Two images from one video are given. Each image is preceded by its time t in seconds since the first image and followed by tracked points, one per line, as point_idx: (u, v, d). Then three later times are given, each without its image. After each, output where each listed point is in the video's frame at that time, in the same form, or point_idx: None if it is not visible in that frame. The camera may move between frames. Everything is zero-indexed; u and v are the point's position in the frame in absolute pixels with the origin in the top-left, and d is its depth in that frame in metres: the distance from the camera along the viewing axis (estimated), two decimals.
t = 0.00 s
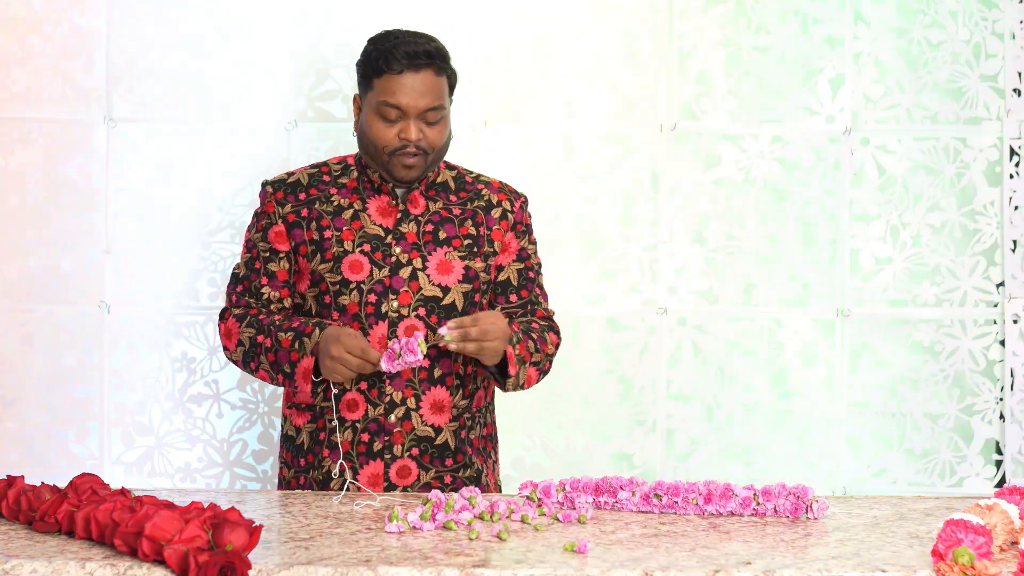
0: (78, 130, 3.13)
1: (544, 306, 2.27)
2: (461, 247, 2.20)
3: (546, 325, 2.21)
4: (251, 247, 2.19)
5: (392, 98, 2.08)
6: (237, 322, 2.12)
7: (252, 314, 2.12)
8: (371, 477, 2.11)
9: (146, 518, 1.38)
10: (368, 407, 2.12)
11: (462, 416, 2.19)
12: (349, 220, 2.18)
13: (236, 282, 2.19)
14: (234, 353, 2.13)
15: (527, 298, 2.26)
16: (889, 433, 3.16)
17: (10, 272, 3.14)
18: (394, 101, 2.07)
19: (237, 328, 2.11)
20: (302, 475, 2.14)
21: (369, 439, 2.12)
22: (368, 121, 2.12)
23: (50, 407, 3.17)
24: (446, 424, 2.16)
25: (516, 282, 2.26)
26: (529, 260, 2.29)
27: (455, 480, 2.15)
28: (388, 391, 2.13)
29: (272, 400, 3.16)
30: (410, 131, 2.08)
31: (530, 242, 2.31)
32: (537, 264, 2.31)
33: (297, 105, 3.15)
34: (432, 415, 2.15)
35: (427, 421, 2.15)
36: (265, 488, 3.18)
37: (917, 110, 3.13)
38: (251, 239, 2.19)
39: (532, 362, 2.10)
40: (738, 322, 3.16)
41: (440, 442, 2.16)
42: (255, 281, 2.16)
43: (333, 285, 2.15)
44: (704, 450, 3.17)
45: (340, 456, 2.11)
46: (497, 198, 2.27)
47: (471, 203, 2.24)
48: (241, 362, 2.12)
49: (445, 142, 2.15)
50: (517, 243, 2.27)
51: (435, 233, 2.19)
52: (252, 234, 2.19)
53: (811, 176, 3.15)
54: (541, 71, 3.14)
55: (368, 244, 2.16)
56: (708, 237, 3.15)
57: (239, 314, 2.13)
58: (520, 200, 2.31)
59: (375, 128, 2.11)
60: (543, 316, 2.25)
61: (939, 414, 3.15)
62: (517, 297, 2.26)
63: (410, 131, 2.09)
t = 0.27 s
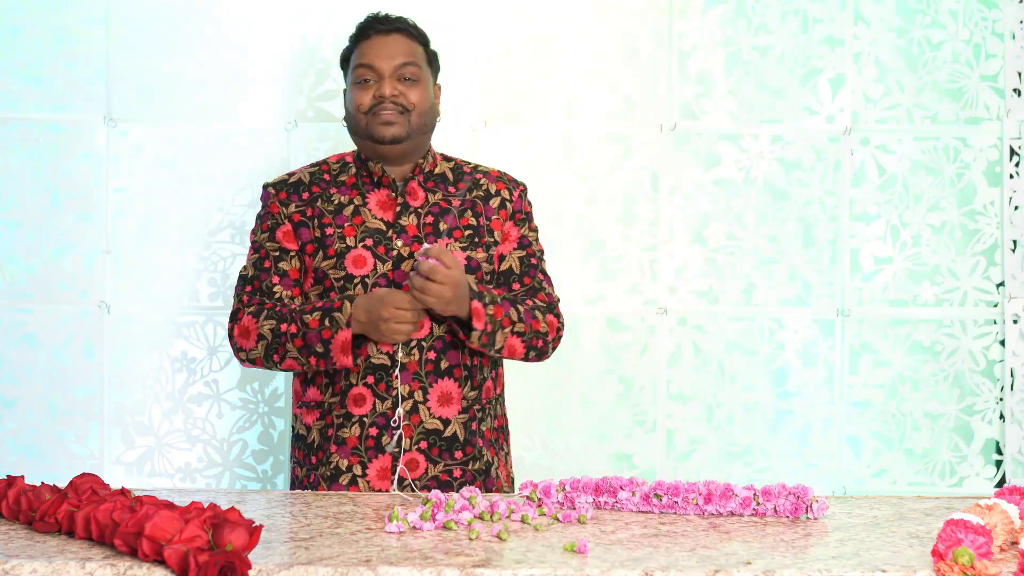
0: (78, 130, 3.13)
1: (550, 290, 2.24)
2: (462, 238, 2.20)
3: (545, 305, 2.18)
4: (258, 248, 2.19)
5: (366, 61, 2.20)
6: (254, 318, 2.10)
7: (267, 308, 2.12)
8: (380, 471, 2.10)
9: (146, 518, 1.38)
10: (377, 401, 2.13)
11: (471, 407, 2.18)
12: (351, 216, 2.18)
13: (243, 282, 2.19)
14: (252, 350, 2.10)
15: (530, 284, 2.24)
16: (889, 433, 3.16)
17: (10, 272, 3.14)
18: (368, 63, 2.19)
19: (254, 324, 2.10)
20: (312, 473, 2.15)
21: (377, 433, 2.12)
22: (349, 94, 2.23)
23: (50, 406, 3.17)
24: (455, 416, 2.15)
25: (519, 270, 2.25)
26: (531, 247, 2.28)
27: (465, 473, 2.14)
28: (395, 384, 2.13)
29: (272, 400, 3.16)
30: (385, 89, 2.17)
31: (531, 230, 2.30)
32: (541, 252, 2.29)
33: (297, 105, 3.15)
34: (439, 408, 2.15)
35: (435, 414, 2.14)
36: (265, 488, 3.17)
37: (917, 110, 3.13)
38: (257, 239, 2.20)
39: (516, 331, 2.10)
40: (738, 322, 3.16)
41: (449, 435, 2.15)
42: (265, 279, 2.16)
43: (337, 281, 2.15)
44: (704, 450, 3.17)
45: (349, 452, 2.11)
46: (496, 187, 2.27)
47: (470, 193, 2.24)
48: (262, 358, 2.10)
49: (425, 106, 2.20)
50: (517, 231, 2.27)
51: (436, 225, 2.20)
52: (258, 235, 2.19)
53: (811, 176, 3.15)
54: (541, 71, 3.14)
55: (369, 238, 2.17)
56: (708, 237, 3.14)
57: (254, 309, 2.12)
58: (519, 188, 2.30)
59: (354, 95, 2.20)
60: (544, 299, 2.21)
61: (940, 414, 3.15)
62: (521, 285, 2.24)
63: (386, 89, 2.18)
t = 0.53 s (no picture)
0: (79, 130, 3.13)
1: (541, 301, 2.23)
2: (456, 243, 2.21)
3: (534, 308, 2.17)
4: (256, 232, 2.24)
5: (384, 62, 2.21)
6: (229, 295, 2.13)
7: (245, 286, 2.13)
8: (361, 468, 2.12)
9: (146, 518, 1.38)
10: (358, 398, 2.13)
11: (453, 411, 2.18)
12: (350, 212, 2.21)
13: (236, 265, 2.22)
14: (225, 326, 2.13)
15: (517, 291, 2.23)
16: (889, 433, 3.16)
17: (10, 272, 3.14)
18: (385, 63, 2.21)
19: (228, 300, 2.12)
20: (295, 467, 2.14)
21: (359, 430, 2.12)
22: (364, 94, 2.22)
23: (50, 406, 3.17)
24: (436, 419, 2.16)
25: (509, 277, 2.25)
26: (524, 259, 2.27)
27: (447, 476, 2.14)
28: (377, 382, 2.14)
29: (272, 400, 3.17)
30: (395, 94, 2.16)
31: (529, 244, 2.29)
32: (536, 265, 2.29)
33: (298, 105, 3.15)
34: (422, 410, 2.15)
35: (417, 415, 2.14)
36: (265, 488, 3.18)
37: (917, 110, 3.13)
38: (257, 224, 2.24)
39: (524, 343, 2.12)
40: (738, 322, 3.17)
41: (432, 436, 2.16)
42: (254, 263, 2.21)
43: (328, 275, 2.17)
44: (704, 450, 3.17)
45: (332, 447, 2.12)
46: (498, 200, 2.27)
47: (471, 202, 2.25)
48: (233, 335, 2.12)
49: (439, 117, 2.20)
50: (512, 242, 2.27)
51: (432, 228, 2.21)
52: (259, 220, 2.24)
53: (811, 176, 3.15)
54: (541, 72, 3.14)
55: (365, 235, 2.19)
56: (708, 237, 3.15)
57: (233, 286, 2.14)
58: (523, 204, 2.30)
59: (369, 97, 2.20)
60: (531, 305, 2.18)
61: (939, 414, 3.15)
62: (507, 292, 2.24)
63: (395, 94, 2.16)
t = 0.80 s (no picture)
0: (78, 130, 3.13)
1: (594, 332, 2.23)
2: (501, 266, 2.18)
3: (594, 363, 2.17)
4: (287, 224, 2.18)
5: (490, 109, 2.01)
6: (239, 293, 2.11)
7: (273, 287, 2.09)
8: (385, 481, 2.11)
9: (146, 519, 1.38)
10: (389, 412, 2.12)
11: (482, 431, 2.18)
12: (392, 219, 2.16)
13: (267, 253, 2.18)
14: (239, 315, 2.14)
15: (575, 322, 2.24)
16: (889, 433, 3.16)
17: (10, 272, 3.14)
18: (492, 111, 2.01)
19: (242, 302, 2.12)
20: (318, 467, 2.14)
21: (387, 442, 2.12)
22: (458, 127, 2.04)
23: (50, 407, 3.17)
24: (465, 439, 2.16)
25: (565, 309, 2.25)
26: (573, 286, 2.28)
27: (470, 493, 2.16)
28: (410, 399, 2.12)
29: (272, 400, 3.17)
30: (504, 145, 2.03)
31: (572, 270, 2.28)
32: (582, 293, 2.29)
33: (297, 105, 3.15)
34: (452, 429, 2.15)
35: (446, 434, 2.14)
36: (265, 488, 3.18)
37: (917, 110, 3.13)
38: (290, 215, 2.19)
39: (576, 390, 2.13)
40: (738, 322, 3.17)
41: (457, 455, 2.15)
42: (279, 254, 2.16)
43: (368, 285, 2.15)
44: (704, 450, 3.17)
45: (359, 456, 2.12)
46: (546, 222, 2.24)
47: (518, 223, 2.21)
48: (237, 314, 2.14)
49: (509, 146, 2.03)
50: (560, 268, 2.25)
51: (478, 247, 2.18)
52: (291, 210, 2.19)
53: (811, 177, 3.15)
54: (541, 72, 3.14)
55: (408, 249, 2.16)
56: (708, 237, 3.15)
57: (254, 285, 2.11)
58: (567, 225, 2.27)
59: (465, 135, 2.04)
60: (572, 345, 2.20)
61: (939, 414, 3.16)
62: (566, 323, 2.23)
63: (504, 145, 2.03)
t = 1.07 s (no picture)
0: (79, 130, 3.13)
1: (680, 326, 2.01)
2: (571, 269, 2.00)
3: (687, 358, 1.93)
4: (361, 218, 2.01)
5: (514, 123, 1.81)
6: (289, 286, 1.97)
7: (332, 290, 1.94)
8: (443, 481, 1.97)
9: (146, 518, 1.38)
10: (451, 412, 1.97)
11: (545, 434, 2.01)
12: (465, 220, 2.00)
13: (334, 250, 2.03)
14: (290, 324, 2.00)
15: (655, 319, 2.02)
16: (889, 433, 3.16)
17: (11, 272, 3.14)
18: (516, 126, 1.81)
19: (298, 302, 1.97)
20: (381, 461, 2.03)
21: (447, 442, 1.98)
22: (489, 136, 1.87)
23: (50, 407, 3.17)
24: (526, 443, 2.00)
25: (646, 306, 2.04)
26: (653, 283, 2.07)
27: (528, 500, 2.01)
28: (471, 401, 1.97)
29: (272, 400, 3.17)
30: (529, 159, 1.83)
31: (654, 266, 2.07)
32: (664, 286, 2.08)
33: (297, 105, 3.15)
34: (512, 433, 1.99)
35: (507, 438, 1.99)
36: (265, 488, 3.18)
37: (917, 110, 3.13)
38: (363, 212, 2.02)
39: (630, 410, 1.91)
40: (738, 322, 3.17)
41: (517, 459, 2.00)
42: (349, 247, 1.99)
43: (437, 285, 1.99)
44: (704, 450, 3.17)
45: (418, 453, 1.98)
46: (623, 222, 2.03)
47: (593, 223, 2.01)
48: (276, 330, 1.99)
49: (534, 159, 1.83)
50: (639, 268, 2.04)
51: (549, 250, 1.99)
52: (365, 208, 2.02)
53: (811, 177, 3.15)
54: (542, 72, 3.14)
55: (477, 249, 1.98)
56: (708, 237, 3.15)
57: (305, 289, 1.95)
58: (646, 223, 2.06)
59: (494, 145, 1.86)
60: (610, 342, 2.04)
61: (940, 414, 3.16)
62: (650, 318, 2.02)
63: (530, 158, 1.83)
